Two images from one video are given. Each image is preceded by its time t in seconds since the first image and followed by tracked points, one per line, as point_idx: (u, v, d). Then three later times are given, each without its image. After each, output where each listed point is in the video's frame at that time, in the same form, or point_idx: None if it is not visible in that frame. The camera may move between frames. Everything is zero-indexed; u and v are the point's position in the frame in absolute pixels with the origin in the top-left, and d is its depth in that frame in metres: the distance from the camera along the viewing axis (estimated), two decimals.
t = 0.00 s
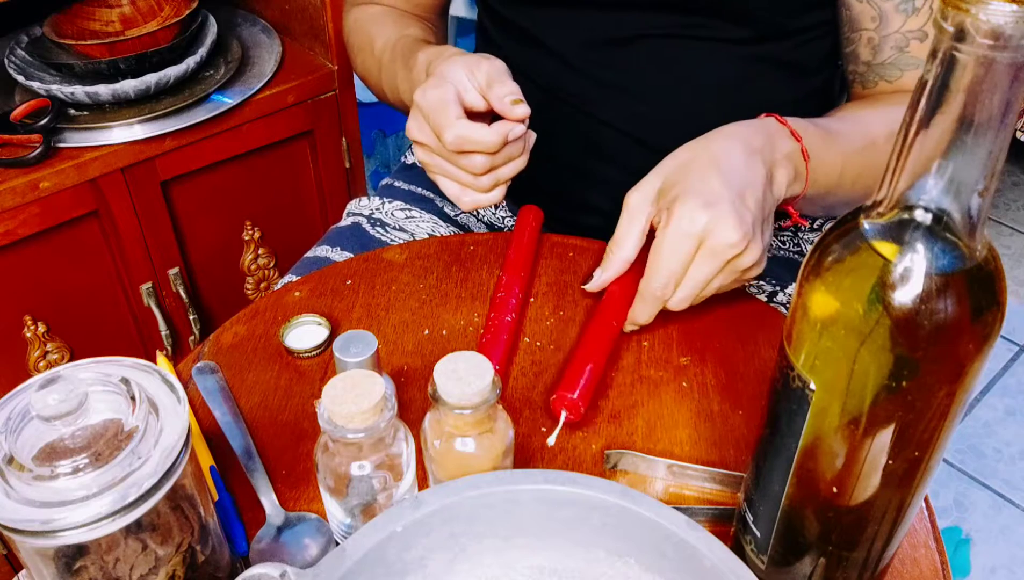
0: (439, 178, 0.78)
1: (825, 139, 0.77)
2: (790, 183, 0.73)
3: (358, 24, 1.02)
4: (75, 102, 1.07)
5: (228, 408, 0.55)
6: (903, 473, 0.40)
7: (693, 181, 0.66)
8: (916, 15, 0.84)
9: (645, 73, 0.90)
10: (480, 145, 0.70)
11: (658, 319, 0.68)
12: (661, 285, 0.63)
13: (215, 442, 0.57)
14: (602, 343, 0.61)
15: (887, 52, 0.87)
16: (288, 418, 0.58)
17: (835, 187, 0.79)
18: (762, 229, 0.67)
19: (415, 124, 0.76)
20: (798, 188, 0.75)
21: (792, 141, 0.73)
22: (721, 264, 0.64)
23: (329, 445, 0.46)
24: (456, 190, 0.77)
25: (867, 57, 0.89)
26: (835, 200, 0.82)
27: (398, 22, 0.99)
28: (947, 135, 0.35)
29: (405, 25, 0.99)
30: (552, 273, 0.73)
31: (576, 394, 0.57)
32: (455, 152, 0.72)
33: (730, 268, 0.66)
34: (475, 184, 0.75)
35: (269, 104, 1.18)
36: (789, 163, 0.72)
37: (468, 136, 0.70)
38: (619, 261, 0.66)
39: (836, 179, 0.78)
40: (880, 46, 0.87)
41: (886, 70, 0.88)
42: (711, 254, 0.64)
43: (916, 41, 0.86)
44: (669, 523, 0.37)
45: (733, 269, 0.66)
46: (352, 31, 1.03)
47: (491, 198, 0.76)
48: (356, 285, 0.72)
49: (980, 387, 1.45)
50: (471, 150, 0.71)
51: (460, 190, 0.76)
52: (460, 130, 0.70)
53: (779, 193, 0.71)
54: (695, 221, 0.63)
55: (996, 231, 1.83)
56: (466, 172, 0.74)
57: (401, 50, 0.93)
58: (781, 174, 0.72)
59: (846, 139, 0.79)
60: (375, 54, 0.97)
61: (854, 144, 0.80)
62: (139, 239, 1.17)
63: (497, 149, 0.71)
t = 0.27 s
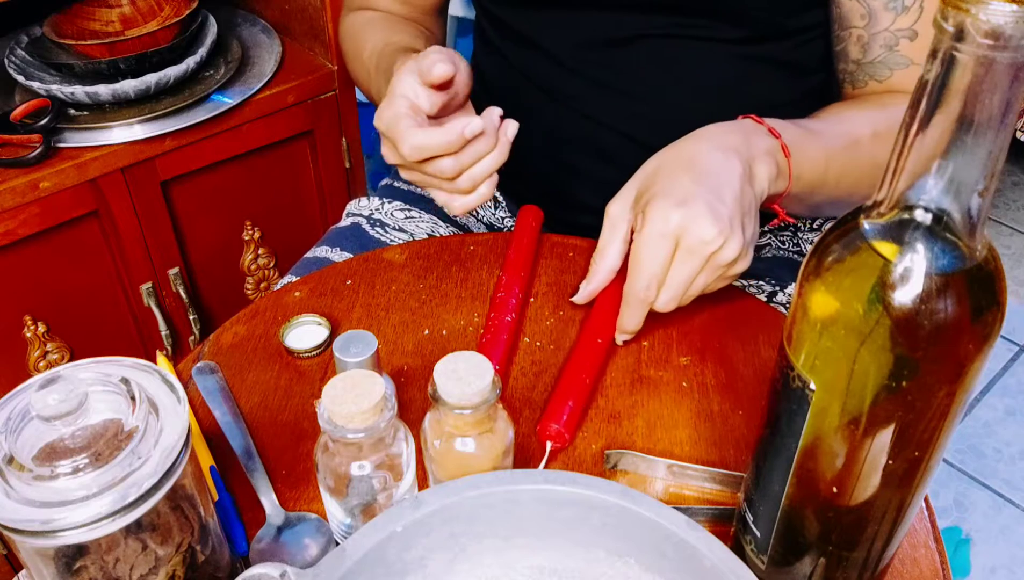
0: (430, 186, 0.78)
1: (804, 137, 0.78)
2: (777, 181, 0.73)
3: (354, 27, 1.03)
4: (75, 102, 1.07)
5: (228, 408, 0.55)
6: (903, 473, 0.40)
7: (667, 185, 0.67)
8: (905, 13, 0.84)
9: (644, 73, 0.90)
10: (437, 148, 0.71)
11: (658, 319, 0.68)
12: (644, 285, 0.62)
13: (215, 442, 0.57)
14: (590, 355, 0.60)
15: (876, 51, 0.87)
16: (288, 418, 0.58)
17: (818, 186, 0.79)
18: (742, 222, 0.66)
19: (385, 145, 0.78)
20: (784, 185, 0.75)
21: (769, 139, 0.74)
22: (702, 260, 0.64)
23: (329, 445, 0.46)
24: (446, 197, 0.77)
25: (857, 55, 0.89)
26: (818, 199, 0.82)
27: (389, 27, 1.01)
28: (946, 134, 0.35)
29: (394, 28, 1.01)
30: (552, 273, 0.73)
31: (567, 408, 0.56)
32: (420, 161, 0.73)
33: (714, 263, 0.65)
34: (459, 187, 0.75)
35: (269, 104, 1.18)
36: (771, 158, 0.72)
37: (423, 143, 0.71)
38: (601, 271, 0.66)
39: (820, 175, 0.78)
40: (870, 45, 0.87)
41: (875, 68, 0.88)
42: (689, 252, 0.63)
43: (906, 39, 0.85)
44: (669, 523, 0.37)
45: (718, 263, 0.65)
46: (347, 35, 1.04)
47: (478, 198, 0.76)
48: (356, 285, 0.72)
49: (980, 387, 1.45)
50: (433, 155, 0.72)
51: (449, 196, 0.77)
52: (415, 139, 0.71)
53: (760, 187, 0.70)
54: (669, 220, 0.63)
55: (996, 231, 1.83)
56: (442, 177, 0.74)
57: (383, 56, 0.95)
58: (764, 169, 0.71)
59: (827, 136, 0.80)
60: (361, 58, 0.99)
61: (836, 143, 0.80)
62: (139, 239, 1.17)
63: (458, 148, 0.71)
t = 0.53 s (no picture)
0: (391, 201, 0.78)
1: (799, 136, 0.78)
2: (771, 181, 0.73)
3: (349, 34, 1.06)
4: (75, 102, 1.07)
5: (228, 408, 0.55)
6: (902, 473, 0.40)
7: (658, 187, 0.67)
8: (902, 13, 0.84)
9: (643, 74, 0.90)
10: (390, 163, 0.71)
11: (658, 319, 0.68)
12: (638, 290, 0.62)
13: (215, 442, 0.57)
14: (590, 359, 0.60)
15: (873, 51, 0.88)
16: (288, 418, 0.58)
17: (813, 185, 0.79)
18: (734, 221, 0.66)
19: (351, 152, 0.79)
20: (778, 183, 0.75)
21: (762, 138, 0.74)
22: (695, 261, 0.64)
23: (329, 445, 0.46)
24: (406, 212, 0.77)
25: (854, 55, 0.90)
26: (812, 199, 0.82)
27: (381, 32, 1.03)
28: (945, 132, 0.35)
29: (386, 34, 1.02)
30: (552, 273, 0.73)
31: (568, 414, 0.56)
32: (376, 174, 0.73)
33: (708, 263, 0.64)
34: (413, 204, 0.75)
35: (269, 104, 1.18)
36: (765, 158, 0.72)
37: (376, 157, 0.72)
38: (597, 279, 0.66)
39: (815, 175, 0.78)
40: (867, 44, 0.88)
41: (872, 68, 0.89)
42: (681, 253, 0.63)
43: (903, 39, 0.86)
44: (669, 523, 0.37)
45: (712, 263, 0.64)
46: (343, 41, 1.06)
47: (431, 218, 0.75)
48: (356, 285, 0.72)
49: (980, 387, 1.45)
50: (387, 170, 0.72)
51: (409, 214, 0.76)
52: (369, 152, 0.72)
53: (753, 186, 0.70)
54: (659, 221, 0.63)
55: (996, 231, 1.83)
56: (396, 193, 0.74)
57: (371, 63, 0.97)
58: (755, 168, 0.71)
59: (821, 136, 0.80)
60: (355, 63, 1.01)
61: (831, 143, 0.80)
62: (139, 239, 1.17)
63: (411, 165, 0.71)
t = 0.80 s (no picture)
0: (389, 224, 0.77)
1: (803, 136, 0.78)
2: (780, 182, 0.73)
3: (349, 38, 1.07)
4: (75, 102, 1.07)
5: (228, 408, 0.55)
6: (903, 473, 0.40)
7: (668, 189, 0.67)
8: (903, 17, 0.83)
9: (643, 76, 0.90)
10: (400, 187, 0.71)
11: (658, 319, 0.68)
12: (650, 292, 0.62)
13: (215, 442, 0.57)
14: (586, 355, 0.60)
15: (875, 54, 0.87)
16: (288, 418, 0.58)
17: (820, 185, 0.79)
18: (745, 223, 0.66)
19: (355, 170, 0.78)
20: (786, 185, 0.75)
21: (770, 141, 0.74)
22: (707, 263, 0.64)
23: (329, 445, 0.46)
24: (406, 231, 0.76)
25: (856, 58, 0.89)
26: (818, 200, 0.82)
27: (383, 38, 1.03)
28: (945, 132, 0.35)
29: (386, 39, 1.02)
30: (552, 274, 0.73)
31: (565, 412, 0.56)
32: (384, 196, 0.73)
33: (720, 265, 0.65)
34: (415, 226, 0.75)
35: (269, 105, 1.18)
36: (773, 159, 0.72)
37: (387, 179, 0.71)
38: (594, 272, 0.68)
39: (822, 175, 0.78)
40: (868, 48, 0.87)
41: (874, 71, 0.88)
42: (693, 254, 0.63)
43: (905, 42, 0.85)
44: (669, 523, 0.37)
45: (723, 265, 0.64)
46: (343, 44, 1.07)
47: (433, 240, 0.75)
48: (357, 285, 0.72)
49: (980, 387, 1.45)
50: (395, 193, 0.72)
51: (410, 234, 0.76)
52: (379, 174, 0.72)
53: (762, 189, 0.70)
54: (672, 222, 0.63)
55: (996, 231, 1.83)
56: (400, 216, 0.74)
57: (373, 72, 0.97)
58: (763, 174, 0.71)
59: (827, 136, 0.80)
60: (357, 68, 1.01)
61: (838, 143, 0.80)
62: (139, 239, 1.17)
63: (420, 189, 0.71)
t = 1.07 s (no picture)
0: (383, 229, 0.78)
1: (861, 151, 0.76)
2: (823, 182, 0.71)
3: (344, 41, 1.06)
4: (75, 102, 1.07)
5: (228, 408, 0.55)
6: (903, 473, 0.40)
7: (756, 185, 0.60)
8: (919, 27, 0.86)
9: (643, 82, 0.90)
10: (395, 196, 0.72)
11: (658, 318, 0.68)
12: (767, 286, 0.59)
13: (216, 442, 0.57)
14: (579, 356, 0.60)
15: (893, 65, 0.89)
16: (288, 418, 0.58)
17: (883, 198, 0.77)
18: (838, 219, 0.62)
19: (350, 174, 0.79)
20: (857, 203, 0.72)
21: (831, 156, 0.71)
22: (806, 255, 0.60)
23: (329, 445, 0.46)
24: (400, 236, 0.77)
25: (873, 70, 0.90)
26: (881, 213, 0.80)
27: (379, 40, 1.03)
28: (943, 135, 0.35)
29: (381, 41, 1.03)
30: (552, 274, 0.73)
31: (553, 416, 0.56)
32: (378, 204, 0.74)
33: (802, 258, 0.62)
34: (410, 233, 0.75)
35: (269, 105, 1.18)
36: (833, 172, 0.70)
37: (382, 188, 0.72)
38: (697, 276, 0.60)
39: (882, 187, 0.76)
40: (885, 59, 0.89)
41: (895, 81, 0.89)
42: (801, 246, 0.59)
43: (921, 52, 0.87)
44: (669, 524, 0.37)
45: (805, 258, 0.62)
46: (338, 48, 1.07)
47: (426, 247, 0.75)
48: (357, 285, 0.72)
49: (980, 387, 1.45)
50: (390, 202, 0.73)
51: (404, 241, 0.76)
52: (374, 183, 0.73)
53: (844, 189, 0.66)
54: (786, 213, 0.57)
55: (996, 231, 1.83)
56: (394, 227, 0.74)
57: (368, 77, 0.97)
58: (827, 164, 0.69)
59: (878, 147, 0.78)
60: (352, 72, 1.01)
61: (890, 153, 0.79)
62: (139, 239, 1.17)
63: (415, 201, 0.72)
